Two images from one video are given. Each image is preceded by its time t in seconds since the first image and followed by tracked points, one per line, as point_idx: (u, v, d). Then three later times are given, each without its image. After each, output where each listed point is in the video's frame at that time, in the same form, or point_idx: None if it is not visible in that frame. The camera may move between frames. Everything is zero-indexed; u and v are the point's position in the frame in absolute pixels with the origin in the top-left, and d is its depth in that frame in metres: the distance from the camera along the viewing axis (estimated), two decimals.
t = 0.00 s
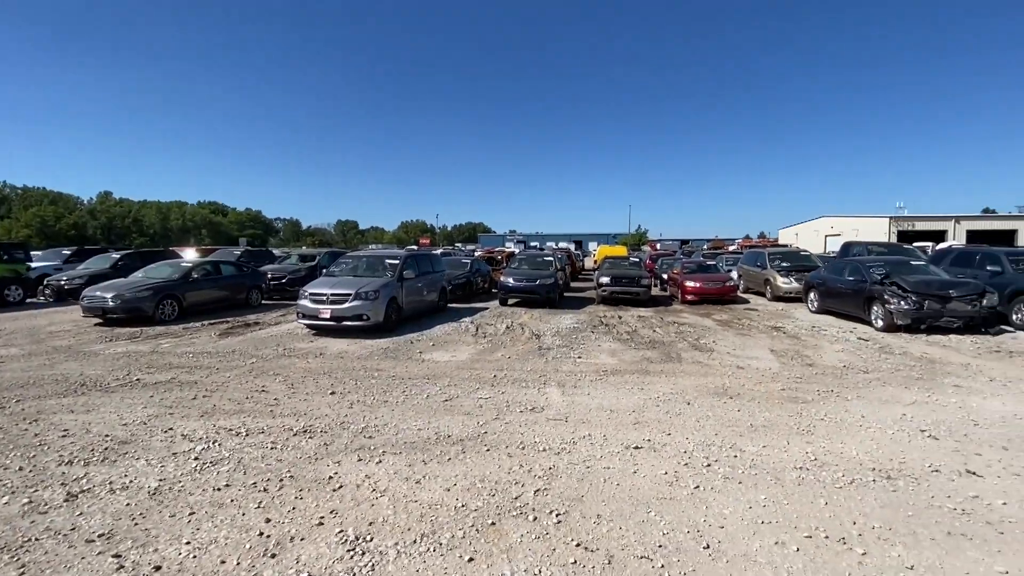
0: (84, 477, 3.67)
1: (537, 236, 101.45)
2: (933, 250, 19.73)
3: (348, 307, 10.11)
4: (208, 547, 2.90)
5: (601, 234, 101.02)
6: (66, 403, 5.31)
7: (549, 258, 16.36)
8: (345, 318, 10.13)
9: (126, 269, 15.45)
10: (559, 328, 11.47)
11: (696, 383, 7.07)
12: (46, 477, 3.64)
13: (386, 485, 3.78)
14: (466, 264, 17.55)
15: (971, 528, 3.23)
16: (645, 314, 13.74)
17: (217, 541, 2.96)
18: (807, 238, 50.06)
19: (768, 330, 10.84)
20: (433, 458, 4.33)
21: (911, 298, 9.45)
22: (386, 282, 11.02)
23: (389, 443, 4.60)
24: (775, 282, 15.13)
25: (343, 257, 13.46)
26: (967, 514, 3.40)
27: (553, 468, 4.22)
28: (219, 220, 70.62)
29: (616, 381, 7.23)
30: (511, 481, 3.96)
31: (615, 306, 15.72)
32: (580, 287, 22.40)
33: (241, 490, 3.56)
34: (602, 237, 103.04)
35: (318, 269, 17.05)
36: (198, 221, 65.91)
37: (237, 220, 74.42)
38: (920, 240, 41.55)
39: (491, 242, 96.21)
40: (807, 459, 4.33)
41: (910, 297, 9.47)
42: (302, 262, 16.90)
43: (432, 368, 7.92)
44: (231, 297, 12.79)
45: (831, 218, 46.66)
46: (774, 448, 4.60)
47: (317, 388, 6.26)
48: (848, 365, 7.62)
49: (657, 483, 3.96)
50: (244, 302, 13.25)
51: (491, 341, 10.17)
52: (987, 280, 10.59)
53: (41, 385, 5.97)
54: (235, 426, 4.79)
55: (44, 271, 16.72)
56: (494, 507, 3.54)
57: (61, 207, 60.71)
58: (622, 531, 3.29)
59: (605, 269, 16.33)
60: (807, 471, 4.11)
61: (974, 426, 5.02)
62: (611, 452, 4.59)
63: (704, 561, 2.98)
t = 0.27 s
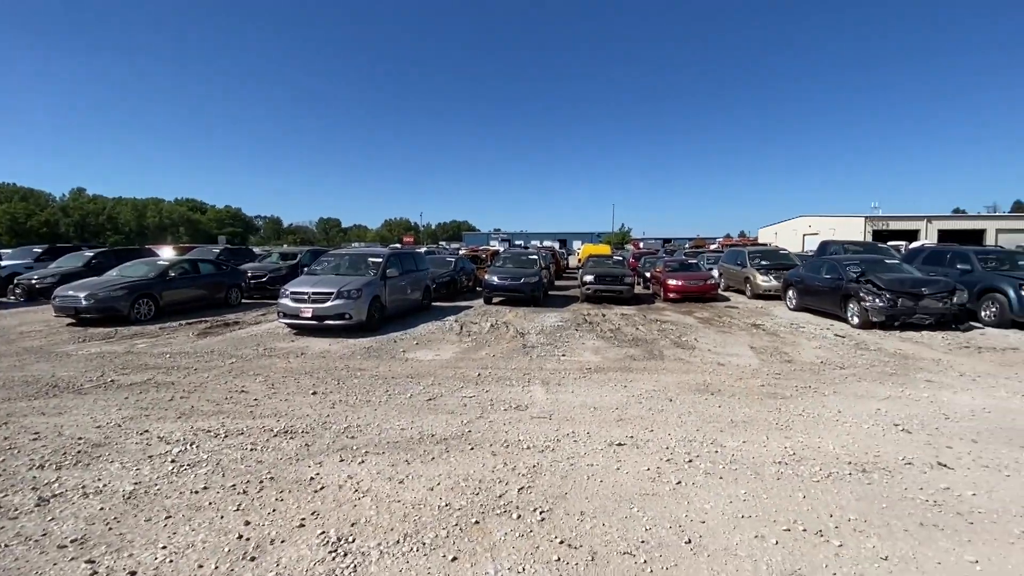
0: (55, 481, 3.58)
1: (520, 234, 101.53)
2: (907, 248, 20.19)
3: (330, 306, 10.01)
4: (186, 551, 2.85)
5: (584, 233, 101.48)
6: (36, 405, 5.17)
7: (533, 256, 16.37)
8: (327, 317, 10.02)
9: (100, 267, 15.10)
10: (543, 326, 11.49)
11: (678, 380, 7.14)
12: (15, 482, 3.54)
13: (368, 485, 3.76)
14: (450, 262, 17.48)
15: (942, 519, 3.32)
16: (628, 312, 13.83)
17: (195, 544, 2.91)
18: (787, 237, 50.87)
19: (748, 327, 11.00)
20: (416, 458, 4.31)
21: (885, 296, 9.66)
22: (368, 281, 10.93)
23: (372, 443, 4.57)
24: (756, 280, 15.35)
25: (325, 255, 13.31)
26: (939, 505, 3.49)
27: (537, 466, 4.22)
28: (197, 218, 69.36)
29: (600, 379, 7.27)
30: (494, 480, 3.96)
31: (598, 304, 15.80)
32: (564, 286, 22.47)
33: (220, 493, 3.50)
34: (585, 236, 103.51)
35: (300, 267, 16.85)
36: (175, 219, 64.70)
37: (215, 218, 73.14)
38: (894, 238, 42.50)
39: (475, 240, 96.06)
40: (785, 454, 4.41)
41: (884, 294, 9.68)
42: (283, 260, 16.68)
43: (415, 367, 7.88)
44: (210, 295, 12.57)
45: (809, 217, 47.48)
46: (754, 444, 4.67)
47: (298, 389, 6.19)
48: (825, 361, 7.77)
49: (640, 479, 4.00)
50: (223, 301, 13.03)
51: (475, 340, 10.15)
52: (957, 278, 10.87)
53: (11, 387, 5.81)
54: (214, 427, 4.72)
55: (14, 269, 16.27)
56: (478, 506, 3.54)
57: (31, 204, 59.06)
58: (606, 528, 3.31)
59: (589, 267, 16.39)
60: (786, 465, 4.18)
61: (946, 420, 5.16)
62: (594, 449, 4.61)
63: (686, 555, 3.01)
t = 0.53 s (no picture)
0: (40, 482, 3.53)
1: (514, 233, 101.51)
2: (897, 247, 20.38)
3: (322, 304, 9.95)
4: (173, 552, 2.82)
5: (577, 232, 101.64)
6: (22, 405, 5.10)
7: (526, 255, 16.36)
8: (318, 316, 9.97)
9: (87, 265, 14.92)
10: (536, 324, 11.49)
11: (670, 378, 7.17)
12: None
13: (359, 484, 3.74)
14: (442, 260, 17.45)
15: (930, 515, 3.35)
16: (620, 311, 13.87)
17: (183, 545, 2.88)
18: (778, 236, 51.21)
19: (740, 326, 11.06)
20: (408, 456, 4.29)
21: (874, 295, 9.75)
22: (360, 279, 10.88)
23: (364, 442, 4.55)
24: (747, 279, 15.44)
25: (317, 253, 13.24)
26: (927, 501, 3.53)
27: (529, 464, 4.22)
28: (187, 215, 68.74)
29: (593, 377, 7.28)
30: (486, 478, 3.95)
31: (591, 302, 15.83)
32: (557, 284, 22.49)
33: (208, 493, 3.47)
34: (578, 234, 103.66)
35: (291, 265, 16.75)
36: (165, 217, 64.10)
37: (205, 215, 72.50)
38: (883, 238, 42.91)
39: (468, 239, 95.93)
40: (776, 451, 4.43)
41: (874, 293, 9.77)
42: (274, 258, 16.56)
43: (408, 365, 7.86)
44: (200, 294, 12.46)
45: (799, 216, 47.84)
46: (745, 441, 4.69)
47: (290, 387, 6.16)
48: (816, 360, 7.82)
49: (631, 477, 4.01)
50: (213, 299, 12.92)
51: (468, 338, 10.13)
52: (945, 277, 10.99)
53: None
54: (204, 427, 4.68)
55: None
56: (470, 505, 3.53)
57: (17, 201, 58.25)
58: (598, 526, 3.31)
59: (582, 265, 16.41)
60: (777, 462, 4.20)
61: (934, 417, 5.21)
62: (587, 447, 4.62)
63: (677, 553, 3.02)
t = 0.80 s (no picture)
0: (38, 480, 3.52)
1: (515, 232, 101.47)
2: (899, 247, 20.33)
3: (323, 303, 9.95)
4: (171, 551, 2.81)
5: (578, 231, 101.58)
6: (21, 403, 5.10)
7: (527, 254, 16.35)
8: (319, 314, 9.97)
9: (89, 262, 14.94)
10: (536, 323, 11.48)
11: (671, 377, 7.15)
12: None
13: (359, 483, 3.73)
14: (443, 259, 17.43)
15: (932, 516, 3.33)
16: (621, 310, 13.85)
17: (181, 544, 2.87)
18: (780, 236, 51.14)
19: (741, 325, 11.04)
20: (408, 455, 4.28)
21: (876, 295, 9.73)
22: (361, 277, 10.87)
23: (363, 440, 4.54)
24: (748, 279, 15.41)
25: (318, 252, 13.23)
26: (928, 502, 3.51)
27: (529, 463, 4.21)
28: (189, 214, 68.80)
29: (593, 377, 7.27)
30: (486, 477, 3.94)
31: (592, 301, 15.81)
32: (558, 283, 22.48)
33: (207, 491, 3.46)
34: (580, 233, 103.62)
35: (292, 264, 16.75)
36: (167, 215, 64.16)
37: (206, 213, 72.55)
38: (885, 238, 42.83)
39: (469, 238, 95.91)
40: (777, 451, 4.42)
41: (875, 293, 9.74)
42: (275, 256, 16.56)
43: (408, 364, 7.85)
44: (201, 292, 12.46)
45: (801, 216, 47.79)
46: (746, 441, 4.68)
47: (290, 386, 6.15)
48: (817, 359, 7.81)
49: (632, 476, 3.99)
50: (214, 297, 12.92)
51: (468, 337, 10.11)
52: (947, 277, 10.96)
53: None
54: (203, 425, 4.67)
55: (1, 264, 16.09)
56: (469, 504, 3.52)
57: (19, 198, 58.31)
58: (598, 526, 3.30)
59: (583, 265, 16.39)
60: (777, 462, 4.18)
61: (935, 417, 5.19)
62: (587, 446, 4.61)
63: (677, 553, 3.00)
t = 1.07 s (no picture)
0: (50, 476, 3.55)
1: (522, 232, 101.45)
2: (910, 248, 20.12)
3: (330, 302, 9.99)
4: (179, 548, 2.82)
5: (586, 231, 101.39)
6: (34, 400, 5.16)
7: (534, 254, 16.33)
8: (326, 313, 10.01)
9: (100, 262, 15.09)
10: (543, 324, 11.46)
11: (678, 379, 7.11)
12: (11, 477, 3.52)
13: (365, 482, 3.73)
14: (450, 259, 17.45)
15: (944, 521, 3.29)
16: (628, 311, 13.80)
17: (189, 542, 2.89)
18: (789, 237, 50.77)
19: (749, 327, 10.97)
20: (414, 455, 4.28)
21: (887, 296, 9.62)
22: (368, 277, 10.91)
23: (370, 440, 4.54)
24: (757, 280, 15.31)
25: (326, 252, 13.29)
26: (940, 507, 3.46)
27: (536, 465, 4.20)
28: (199, 214, 69.39)
29: (600, 378, 7.24)
30: (492, 478, 3.93)
31: (599, 302, 15.76)
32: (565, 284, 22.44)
33: (216, 489, 3.48)
34: (587, 234, 103.44)
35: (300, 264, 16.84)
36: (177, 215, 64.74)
37: (217, 214, 73.11)
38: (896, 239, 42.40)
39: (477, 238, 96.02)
40: (785, 455, 4.38)
41: (886, 295, 9.64)
42: (283, 256, 16.66)
43: (414, 364, 7.86)
44: (210, 291, 12.55)
45: (811, 217, 47.40)
46: (754, 444, 4.64)
47: (297, 385, 6.18)
48: (827, 362, 7.73)
49: (639, 479, 3.97)
50: (223, 296, 13.01)
51: (475, 337, 10.11)
52: (960, 279, 10.82)
53: (9, 381, 5.83)
54: (212, 424, 4.70)
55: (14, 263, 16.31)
56: (475, 505, 3.51)
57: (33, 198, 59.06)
58: (604, 528, 3.28)
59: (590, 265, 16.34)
60: (786, 466, 4.15)
61: (947, 421, 5.13)
62: (593, 448, 4.59)
63: (684, 556, 2.98)
